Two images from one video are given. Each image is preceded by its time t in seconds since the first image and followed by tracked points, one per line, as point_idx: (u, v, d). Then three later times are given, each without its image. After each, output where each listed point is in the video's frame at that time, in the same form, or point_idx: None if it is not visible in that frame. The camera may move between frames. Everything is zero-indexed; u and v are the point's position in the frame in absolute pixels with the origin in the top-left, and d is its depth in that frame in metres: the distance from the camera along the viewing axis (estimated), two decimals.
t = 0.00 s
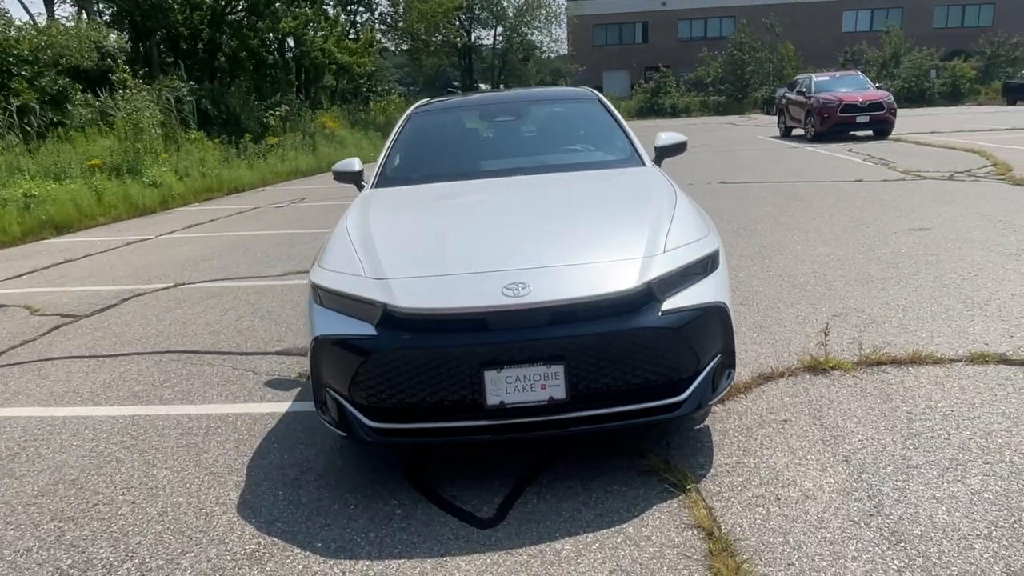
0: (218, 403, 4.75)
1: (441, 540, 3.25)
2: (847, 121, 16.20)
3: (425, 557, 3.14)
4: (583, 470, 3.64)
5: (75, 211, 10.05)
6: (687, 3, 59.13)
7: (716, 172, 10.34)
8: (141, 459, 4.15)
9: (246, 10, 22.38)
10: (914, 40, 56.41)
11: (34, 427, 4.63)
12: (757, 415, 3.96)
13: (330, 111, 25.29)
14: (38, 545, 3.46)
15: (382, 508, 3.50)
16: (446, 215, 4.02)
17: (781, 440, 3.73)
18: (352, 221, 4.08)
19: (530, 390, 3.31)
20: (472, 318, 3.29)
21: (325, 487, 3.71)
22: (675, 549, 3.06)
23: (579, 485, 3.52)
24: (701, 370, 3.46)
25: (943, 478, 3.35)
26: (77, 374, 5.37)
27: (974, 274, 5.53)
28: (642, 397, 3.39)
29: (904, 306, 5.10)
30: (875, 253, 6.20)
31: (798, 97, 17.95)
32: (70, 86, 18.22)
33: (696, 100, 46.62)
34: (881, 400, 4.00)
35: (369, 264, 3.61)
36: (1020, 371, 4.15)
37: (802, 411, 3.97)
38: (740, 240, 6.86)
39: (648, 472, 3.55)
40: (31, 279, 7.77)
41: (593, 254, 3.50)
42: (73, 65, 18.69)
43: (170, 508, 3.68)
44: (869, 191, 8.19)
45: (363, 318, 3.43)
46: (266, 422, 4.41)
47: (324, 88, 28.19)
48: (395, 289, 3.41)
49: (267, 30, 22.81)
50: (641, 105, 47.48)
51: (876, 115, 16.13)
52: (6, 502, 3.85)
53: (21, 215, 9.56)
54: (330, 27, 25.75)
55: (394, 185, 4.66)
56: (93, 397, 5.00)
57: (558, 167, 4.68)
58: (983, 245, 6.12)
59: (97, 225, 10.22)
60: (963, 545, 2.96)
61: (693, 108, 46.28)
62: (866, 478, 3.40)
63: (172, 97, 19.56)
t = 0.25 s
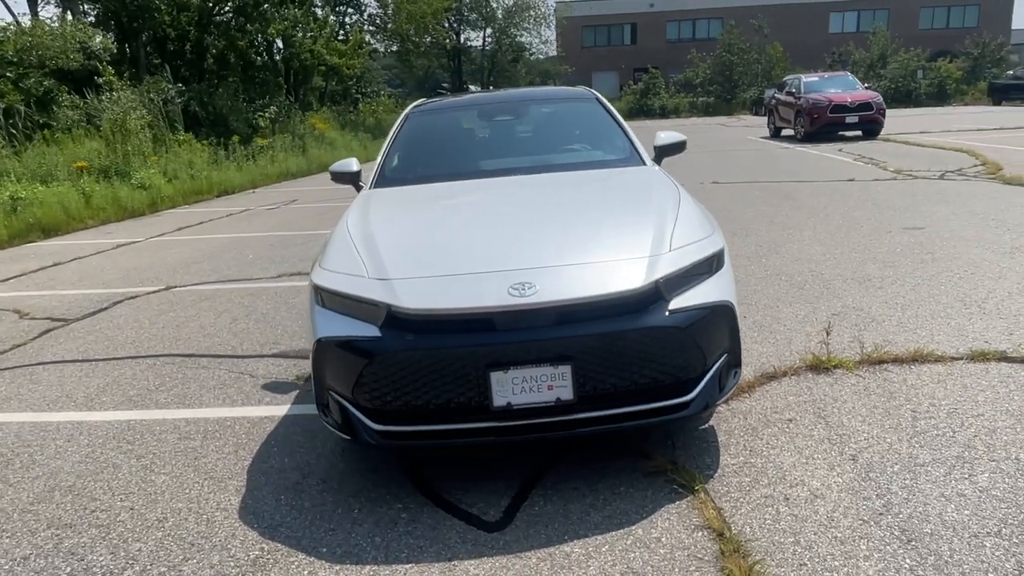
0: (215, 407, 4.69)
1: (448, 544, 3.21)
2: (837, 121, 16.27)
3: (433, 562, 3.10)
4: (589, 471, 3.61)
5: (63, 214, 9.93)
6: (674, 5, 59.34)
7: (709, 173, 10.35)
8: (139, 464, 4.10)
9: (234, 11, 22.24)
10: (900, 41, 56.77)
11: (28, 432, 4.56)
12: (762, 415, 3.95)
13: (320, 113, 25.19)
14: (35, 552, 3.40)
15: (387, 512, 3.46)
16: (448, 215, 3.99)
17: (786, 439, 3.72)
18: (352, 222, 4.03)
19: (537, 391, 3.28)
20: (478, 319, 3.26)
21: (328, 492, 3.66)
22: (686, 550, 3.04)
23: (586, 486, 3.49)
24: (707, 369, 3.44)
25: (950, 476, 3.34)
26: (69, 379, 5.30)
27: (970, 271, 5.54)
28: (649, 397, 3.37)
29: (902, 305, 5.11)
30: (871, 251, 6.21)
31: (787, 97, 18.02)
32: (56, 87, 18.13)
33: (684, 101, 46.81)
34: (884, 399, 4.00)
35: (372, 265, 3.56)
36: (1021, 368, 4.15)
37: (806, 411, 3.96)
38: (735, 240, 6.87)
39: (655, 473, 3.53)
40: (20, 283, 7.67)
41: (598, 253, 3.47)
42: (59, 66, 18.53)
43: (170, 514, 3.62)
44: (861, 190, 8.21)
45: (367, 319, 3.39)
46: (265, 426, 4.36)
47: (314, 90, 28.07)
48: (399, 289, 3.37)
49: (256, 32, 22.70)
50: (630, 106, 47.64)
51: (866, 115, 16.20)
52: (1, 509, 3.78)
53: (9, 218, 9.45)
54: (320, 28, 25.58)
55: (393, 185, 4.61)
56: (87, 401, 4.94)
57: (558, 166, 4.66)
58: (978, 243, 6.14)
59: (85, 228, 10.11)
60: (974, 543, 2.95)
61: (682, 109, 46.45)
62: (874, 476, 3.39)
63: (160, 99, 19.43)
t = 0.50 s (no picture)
0: (214, 413, 4.63)
1: (459, 551, 3.16)
2: (826, 121, 16.34)
3: (446, 570, 3.05)
4: (599, 475, 3.57)
5: (50, 217, 9.78)
6: (662, 6, 59.54)
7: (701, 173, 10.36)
8: (138, 472, 4.03)
9: (222, 12, 22.13)
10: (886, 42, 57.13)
11: (23, 441, 4.48)
12: (770, 416, 3.93)
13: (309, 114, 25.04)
14: (36, 564, 3.31)
15: (395, 519, 3.40)
16: (452, 216, 3.94)
17: (797, 441, 3.70)
18: (356, 223, 3.98)
19: (548, 394, 3.24)
20: (488, 321, 3.21)
21: (334, 498, 3.60)
22: (703, 555, 3.00)
23: (596, 491, 3.45)
24: (719, 371, 3.42)
25: (963, 477, 3.33)
26: (63, 386, 5.21)
27: (969, 271, 5.56)
28: (661, 399, 3.33)
29: (904, 305, 5.11)
30: (869, 251, 6.22)
31: (777, 98, 18.10)
32: (43, 89, 17.81)
33: (673, 101, 46.94)
34: (892, 399, 3.99)
35: (378, 267, 3.51)
36: None
37: (814, 412, 3.94)
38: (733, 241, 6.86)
39: (666, 477, 3.49)
40: (8, 287, 7.55)
41: (608, 255, 3.44)
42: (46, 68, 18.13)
43: (173, 523, 3.55)
44: (855, 190, 8.24)
45: (374, 323, 3.34)
46: (266, 431, 4.30)
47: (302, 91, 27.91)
48: (408, 292, 3.32)
49: (243, 34, 22.51)
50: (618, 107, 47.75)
51: (855, 116, 16.28)
52: None
53: None
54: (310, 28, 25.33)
55: (394, 186, 4.56)
56: (82, 409, 4.87)
57: (559, 167, 4.62)
58: (976, 243, 6.16)
59: (73, 231, 9.97)
60: (992, 545, 2.94)
61: (671, 109, 46.58)
62: (887, 478, 3.38)
63: (149, 102, 19.18)
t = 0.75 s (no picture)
0: (214, 418, 4.57)
1: (473, 556, 3.12)
2: (817, 123, 16.43)
3: None
4: (611, 478, 3.54)
5: (39, 220, 9.65)
6: (650, 8, 59.78)
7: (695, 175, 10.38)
8: (139, 479, 3.96)
9: (210, 13, 21.81)
10: (871, 44, 57.51)
11: (19, 448, 4.41)
12: (779, 418, 3.92)
13: (298, 116, 24.90)
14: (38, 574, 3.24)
15: (405, 524, 3.36)
16: (459, 217, 3.90)
17: (807, 443, 3.69)
18: (361, 225, 3.93)
19: (562, 397, 3.20)
20: (501, 323, 3.17)
21: (342, 504, 3.55)
22: (720, 558, 2.98)
23: (609, 494, 3.42)
24: (731, 373, 3.40)
25: (976, 477, 3.33)
26: (58, 392, 5.14)
27: (968, 270, 5.58)
28: (674, 402, 3.31)
29: (905, 305, 5.12)
30: (867, 251, 6.24)
31: (767, 100, 18.19)
32: (29, 90, 17.64)
33: (663, 103, 47.08)
34: (899, 400, 3.98)
35: (387, 269, 3.47)
36: None
37: (823, 413, 3.94)
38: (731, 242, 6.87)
39: (678, 479, 3.47)
40: None
41: (619, 256, 3.41)
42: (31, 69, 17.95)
43: (178, 531, 3.49)
44: (849, 191, 8.27)
45: (384, 326, 3.30)
46: (269, 437, 4.24)
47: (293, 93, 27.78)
48: (418, 294, 3.28)
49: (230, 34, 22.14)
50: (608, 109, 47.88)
51: (845, 117, 16.38)
52: None
53: None
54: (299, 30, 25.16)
55: (397, 188, 4.52)
56: (79, 415, 4.80)
57: (563, 168, 4.59)
58: (972, 242, 6.18)
59: (62, 234, 9.85)
60: (1009, 545, 2.93)
61: (661, 111, 46.71)
62: (899, 478, 3.37)
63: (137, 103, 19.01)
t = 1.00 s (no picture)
0: (208, 422, 4.53)
1: (474, 560, 3.09)
2: (804, 124, 16.54)
3: None
4: (611, 480, 3.53)
5: (23, 223, 9.55)
6: (637, 11, 60.01)
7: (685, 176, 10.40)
8: (132, 484, 3.91)
9: (196, 13, 21.70)
10: (856, 46, 57.92)
11: (8, 454, 4.35)
12: (777, 418, 3.93)
13: (286, 118, 24.78)
14: None
15: (405, 528, 3.33)
16: (456, 217, 3.88)
17: (806, 443, 3.70)
18: (358, 227, 3.90)
19: (563, 399, 3.19)
20: (501, 325, 3.16)
21: (340, 508, 3.52)
22: (723, 559, 2.97)
23: (610, 496, 3.41)
24: (732, 373, 3.40)
25: (975, 475, 3.34)
26: (47, 397, 5.08)
27: (959, 271, 5.61)
28: (675, 402, 3.30)
29: (898, 305, 5.14)
30: (858, 252, 6.27)
31: (755, 102, 18.29)
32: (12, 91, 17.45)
33: (650, 105, 47.26)
34: (896, 399, 4.00)
35: (385, 271, 3.44)
36: None
37: (821, 412, 3.94)
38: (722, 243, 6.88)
39: (679, 480, 3.46)
40: None
41: (619, 257, 3.41)
42: (15, 70, 17.77)
43: (174, 536, 3.44)
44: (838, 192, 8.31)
45: (384, 328, 3.27)
46: (264, 441, 4.21)
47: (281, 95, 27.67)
48: (418, 296, 3.26)
49: (216, 34, 21.87)
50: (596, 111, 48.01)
51: (832, 119, 16.49)
52: None
53: None
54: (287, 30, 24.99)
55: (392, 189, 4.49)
56: (70, 420, 4.74)
57: (560, 169, 4.58)
58: (962, 242, 6.22)
59: (47, 237, 9.75)
60: (1010, 543, 2.94)
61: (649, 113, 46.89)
62: (899, 478, 3.38)
63: (122, 104, 18.84)
